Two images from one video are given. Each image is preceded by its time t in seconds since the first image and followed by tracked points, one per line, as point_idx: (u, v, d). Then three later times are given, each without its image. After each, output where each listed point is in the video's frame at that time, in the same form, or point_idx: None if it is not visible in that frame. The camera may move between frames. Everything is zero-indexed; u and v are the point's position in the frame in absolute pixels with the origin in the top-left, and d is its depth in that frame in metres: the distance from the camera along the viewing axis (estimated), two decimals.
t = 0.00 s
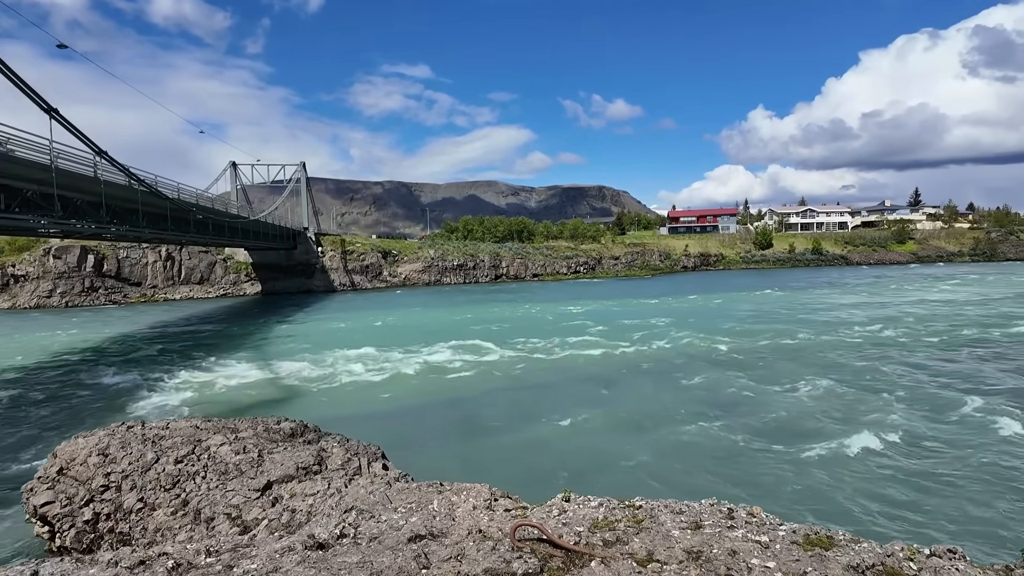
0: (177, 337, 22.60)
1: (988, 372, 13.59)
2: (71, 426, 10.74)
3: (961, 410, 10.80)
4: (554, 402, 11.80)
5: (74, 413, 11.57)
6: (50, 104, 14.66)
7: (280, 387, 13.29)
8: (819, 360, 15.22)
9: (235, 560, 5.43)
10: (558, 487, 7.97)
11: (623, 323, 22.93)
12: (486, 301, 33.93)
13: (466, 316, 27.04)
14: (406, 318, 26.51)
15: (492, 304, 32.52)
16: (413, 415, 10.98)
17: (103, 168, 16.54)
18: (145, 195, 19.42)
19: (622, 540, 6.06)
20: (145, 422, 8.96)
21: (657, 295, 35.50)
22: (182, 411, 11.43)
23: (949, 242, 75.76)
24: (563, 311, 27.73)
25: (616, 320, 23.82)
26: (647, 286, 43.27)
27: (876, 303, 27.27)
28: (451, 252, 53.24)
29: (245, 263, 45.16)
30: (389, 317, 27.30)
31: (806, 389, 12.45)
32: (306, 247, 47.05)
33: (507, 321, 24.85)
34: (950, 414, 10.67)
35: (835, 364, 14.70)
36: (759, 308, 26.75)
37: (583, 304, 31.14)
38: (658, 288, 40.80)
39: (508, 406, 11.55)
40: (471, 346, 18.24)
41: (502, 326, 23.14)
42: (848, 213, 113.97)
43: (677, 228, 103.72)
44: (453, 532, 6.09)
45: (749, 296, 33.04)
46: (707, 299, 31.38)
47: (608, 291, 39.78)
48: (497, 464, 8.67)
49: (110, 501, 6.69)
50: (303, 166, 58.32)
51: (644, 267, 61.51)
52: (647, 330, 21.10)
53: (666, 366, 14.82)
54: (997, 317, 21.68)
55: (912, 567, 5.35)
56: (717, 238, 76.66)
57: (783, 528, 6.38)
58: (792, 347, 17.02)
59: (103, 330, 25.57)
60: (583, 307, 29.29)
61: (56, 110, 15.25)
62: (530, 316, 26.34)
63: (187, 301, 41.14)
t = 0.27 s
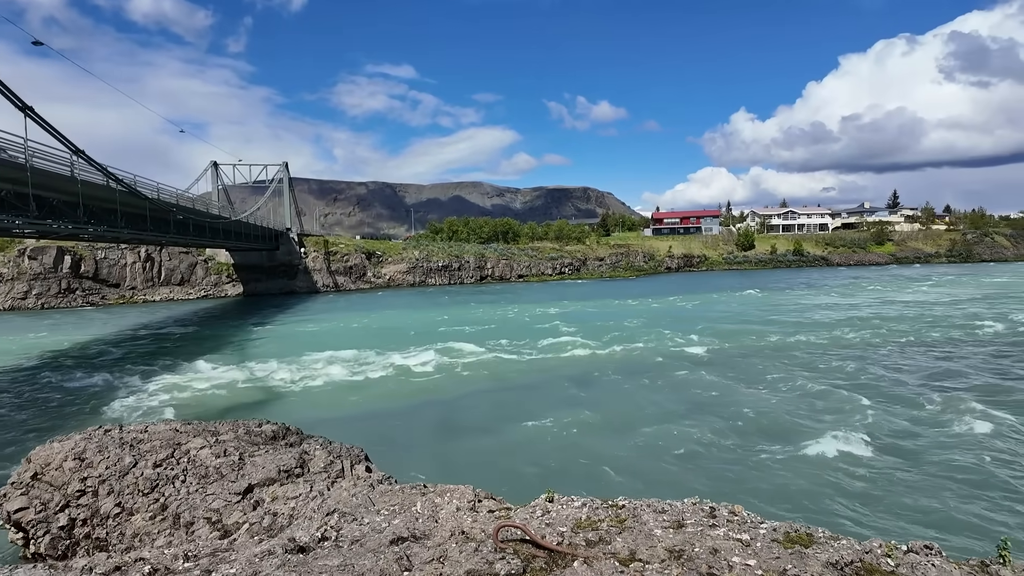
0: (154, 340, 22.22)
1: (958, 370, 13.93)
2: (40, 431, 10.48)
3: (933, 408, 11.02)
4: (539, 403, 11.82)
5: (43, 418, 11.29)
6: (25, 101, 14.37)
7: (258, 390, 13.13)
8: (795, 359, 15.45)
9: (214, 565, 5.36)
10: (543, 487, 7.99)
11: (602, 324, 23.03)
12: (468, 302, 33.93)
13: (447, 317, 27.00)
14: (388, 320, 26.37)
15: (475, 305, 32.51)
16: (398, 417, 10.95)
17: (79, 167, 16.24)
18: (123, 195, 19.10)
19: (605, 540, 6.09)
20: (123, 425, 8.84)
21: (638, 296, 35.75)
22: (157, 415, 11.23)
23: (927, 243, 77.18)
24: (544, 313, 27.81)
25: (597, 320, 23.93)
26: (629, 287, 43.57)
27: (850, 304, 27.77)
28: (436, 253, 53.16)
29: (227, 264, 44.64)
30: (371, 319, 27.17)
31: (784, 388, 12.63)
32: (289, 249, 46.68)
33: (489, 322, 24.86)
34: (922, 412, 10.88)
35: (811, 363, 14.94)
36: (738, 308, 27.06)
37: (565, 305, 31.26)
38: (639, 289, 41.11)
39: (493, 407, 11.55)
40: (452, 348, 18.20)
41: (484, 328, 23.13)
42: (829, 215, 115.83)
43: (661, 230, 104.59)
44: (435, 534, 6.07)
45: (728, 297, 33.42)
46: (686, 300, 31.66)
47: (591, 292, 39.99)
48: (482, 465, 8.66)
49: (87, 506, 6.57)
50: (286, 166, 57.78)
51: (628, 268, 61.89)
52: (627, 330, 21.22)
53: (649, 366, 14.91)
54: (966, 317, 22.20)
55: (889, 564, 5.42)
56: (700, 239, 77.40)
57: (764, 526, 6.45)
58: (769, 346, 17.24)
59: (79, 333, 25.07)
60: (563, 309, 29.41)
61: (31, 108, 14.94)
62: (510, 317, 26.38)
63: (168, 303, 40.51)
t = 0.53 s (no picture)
0: (130, 342, 21.81)
1: (928, 368, 14.25)
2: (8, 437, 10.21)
3: (904, 407, 11.26)
4: (522, 404, 11.84)
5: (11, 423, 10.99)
6: None
7: (236, 393, 12.96)
8: (770, 359, 15.69)
9: (193, 571, 5.29)
10: (526, 488, 8.01)
11: (581, 325, 23.15)
12: (451, 303, 33.93)
13: (427, 318, 26.97)
14: (370, 321, 26.24)
15: (458, 306, 32.50)
16: (381, 418, 10.90)
17: (55, 165, 15.94)
18: (99, 194, 18.75)
19: (588, 540, 6.12)
20: (100, 429, 8.69)
21: (619, 296, 36.00)
22: (132, 419, 11.03)
23: (904, 244, 78.71)
24: (525, 314, 27.88)
25: (577, 321, 24.06)
26: (611, 288, 43.85)
27: (825, 304, 28.29)
28: (420, 253, 53.07)
29: (207, 265, 44.06)
30: (352, 320, 27.03)
31: (761, 388, 12.81)
32: (271, 249, 46.23)
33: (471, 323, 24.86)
34: (894, 410, 11.10)
35: (786, 362, 15.16)
36: (717, 308, 27.33)
37: (546, 305, 31.37)
38: (620, 290, 41.41)
39: (476, 408, 11.55)
40: (433, 349, 18.17)
41: (465, 328, 23.14)
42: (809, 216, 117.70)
43: (645, 231, 105.40)
44: (418, 537, 6.05)
45: (707, 297, 33.79)
46: (665, 301, 31.94)
47: (573, 293, 40.16)
48: (465, 467, 8.65)
49: (61, 512, 6.43)
50: (267, 166, 57.17)
51: (612, 269, 62.25)
52: (605, 331, 21.37)
53: (631, 366, 15.02)
54: (936, 317, 22.74)
55: (868, 560, 5.51)
56: (683, 240, 78.09)
57: (745, 524, 6.52)
58: (746, 346, 17.46)
59: (53, 335, 24.53)
60: (544, 310, 29.52)
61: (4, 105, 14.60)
62: (491, 318, 26.42)
63: (146, 304, 39.82)
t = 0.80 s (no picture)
0: (107, 345, 21.42)
1: (903, 367, 14.53)
2: None
3: (880, 406, 11.46)
4: (507, 404, 11.87)
5: None
6: None
7: (216, 395, 12.80)
8: (748, 359, 15.88)
9: None
10: (512, 489, 8.03)
11: (564, 326, 23.23)
12: (435, 304, 33.88)
13: (410, 320, 26.90)
14: (353, 323, 26.13)
15: (441, 307, 32.46)
16: (366, 420, 10.89)
17: (31, 164, 15.63)
18: (77, 194, 18.39)
19: (573, 540, 6.15)
20: (77, 432, 8.55)
21: (602, 297, 36.18)
22: (110, 422, 10.84)
23: (884, 246, 80.06)
24: (509, 315, 27.91)
25: (559, 322, 24.12)
26: (595, 288, 44.04)
27: (804, 306, 28.71)
28: (406, 254, 52.93)
29: (189, 266, 43.48)
30: (336, 321, 26.86)
31: (740, 387, 12.97)
32: (254, 250, 45.77)
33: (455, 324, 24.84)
34: (871, 409, 11.30)
35: (764, 362, 15.38)
36: (697, 309, 27.58)
37: (530, 306, 31.43)
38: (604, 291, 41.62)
39: (462, 409, 11.57)
40: (416, 350, 18.12)
41: (448, 330, 23.11)
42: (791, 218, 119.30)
43: (630, 232, 106.02)
44: (403, 539, 6.04)
45: (689, 298, 34.13)
46: (647, 302, 32.18)
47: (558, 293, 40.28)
48: (451, 468, 8.65)
49: (38, 518, 6.30)
50: (251, 166, 56.53)
51: (598, 269, 62.50)
52: (586, 332, 21.47)
53: (614, 367, 15.12)
54: (911, 318, 23.19)
55: (849, 557, 5.60)
56: (668, 241, 78.68)
57: (728, 523, 6.59)
58: (724, 346, 17.66)
59: (28, 337, 24.01)
60: (528, 311, 29.59)
61: None
62: (474, 320, 26.43)
63: (127, 305, 39.18)
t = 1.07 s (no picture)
0: (87, 347, 21.07)
1: (881, 367, 14.79)
2: None
3: (859, 405, 11.66)
4: (495, 405, 11.91)
5: None
6: None
7: (198, 398, 12.68)
8: (731, 360, 16.05)
9: None
10: (499, 491, 8.06)
11: (548, 328, 23.30)
12: (420, 306, 33.82)
13: (395, 321, 26.83)
14: (337, 324, 26.02)
15: (427, 308, 32.42)
16: (352, 421, 10.87)
17: (11, 163, 15.34)
18: (58, 193, 18.07)
19: (561, 541, 6.18)
20: (58, 435, 8.44)
21: (588, 298, 36.35)
22: (89, 426, 10.67)
23: (867, 247, 81.24)
24: (494, 316, 27.92)
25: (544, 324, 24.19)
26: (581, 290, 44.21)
27: (785, 307, 29.08)
28: (393, 255, 52.76)
29: (173, 267, 42.98)
30: (320, 323, 26.71)
31: (723, 387, 13.12)
32: (239, 250, 45.38)
33: (440, 326, 24.81)
34: (850, 408, 11.48)
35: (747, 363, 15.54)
36: (681, 311, 27.78)
37: (516, 307, 31.47)
38: (590, 291, 41.80)
39: (449, 410, 11.58)
40: (401, 352, 18.08)
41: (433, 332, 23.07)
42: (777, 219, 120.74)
43: (618, 233, 106.57)
44: (390, 541, 6.03)
45: (673, 299, 34.41)
46: (631, 303, 32.37)
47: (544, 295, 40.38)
48: (438, 469, 8.66)
49: (17, 523, 6.19)
50: (236, 165, 55.97)
51: (586, 270, 62.71)
52: (570, 334, 21.54)
53: (599, 367, 15.21)
54: (890, 319, 23.58)
55: (833, 555, 5.68)
56: (655, 243, 79.18)
57: (715, 523, 6.66)
58: (708, 347, 17.83)
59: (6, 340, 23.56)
60: (513, 312, 29.62)
61: None
62: (459, 322, 26.42)
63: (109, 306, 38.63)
